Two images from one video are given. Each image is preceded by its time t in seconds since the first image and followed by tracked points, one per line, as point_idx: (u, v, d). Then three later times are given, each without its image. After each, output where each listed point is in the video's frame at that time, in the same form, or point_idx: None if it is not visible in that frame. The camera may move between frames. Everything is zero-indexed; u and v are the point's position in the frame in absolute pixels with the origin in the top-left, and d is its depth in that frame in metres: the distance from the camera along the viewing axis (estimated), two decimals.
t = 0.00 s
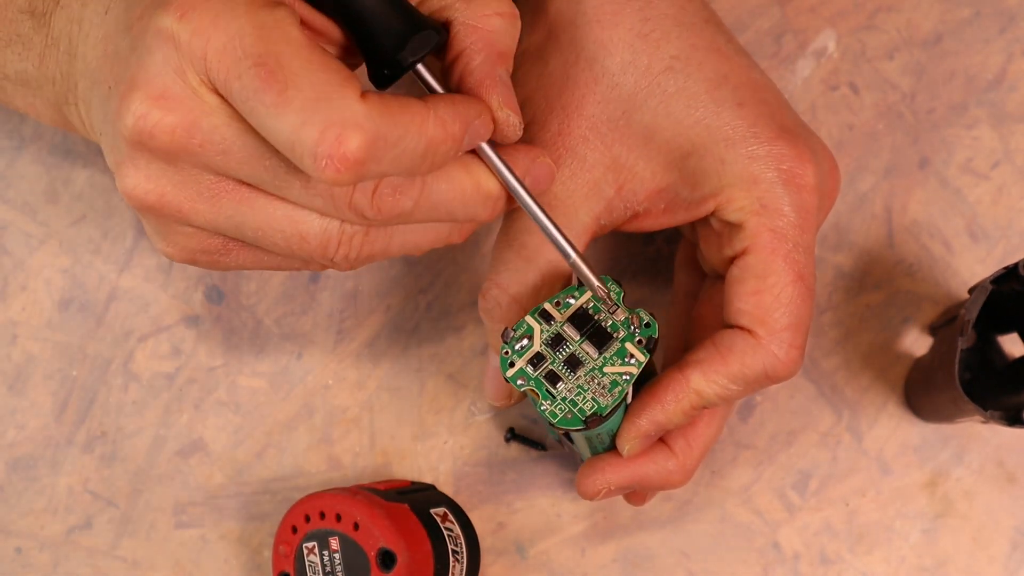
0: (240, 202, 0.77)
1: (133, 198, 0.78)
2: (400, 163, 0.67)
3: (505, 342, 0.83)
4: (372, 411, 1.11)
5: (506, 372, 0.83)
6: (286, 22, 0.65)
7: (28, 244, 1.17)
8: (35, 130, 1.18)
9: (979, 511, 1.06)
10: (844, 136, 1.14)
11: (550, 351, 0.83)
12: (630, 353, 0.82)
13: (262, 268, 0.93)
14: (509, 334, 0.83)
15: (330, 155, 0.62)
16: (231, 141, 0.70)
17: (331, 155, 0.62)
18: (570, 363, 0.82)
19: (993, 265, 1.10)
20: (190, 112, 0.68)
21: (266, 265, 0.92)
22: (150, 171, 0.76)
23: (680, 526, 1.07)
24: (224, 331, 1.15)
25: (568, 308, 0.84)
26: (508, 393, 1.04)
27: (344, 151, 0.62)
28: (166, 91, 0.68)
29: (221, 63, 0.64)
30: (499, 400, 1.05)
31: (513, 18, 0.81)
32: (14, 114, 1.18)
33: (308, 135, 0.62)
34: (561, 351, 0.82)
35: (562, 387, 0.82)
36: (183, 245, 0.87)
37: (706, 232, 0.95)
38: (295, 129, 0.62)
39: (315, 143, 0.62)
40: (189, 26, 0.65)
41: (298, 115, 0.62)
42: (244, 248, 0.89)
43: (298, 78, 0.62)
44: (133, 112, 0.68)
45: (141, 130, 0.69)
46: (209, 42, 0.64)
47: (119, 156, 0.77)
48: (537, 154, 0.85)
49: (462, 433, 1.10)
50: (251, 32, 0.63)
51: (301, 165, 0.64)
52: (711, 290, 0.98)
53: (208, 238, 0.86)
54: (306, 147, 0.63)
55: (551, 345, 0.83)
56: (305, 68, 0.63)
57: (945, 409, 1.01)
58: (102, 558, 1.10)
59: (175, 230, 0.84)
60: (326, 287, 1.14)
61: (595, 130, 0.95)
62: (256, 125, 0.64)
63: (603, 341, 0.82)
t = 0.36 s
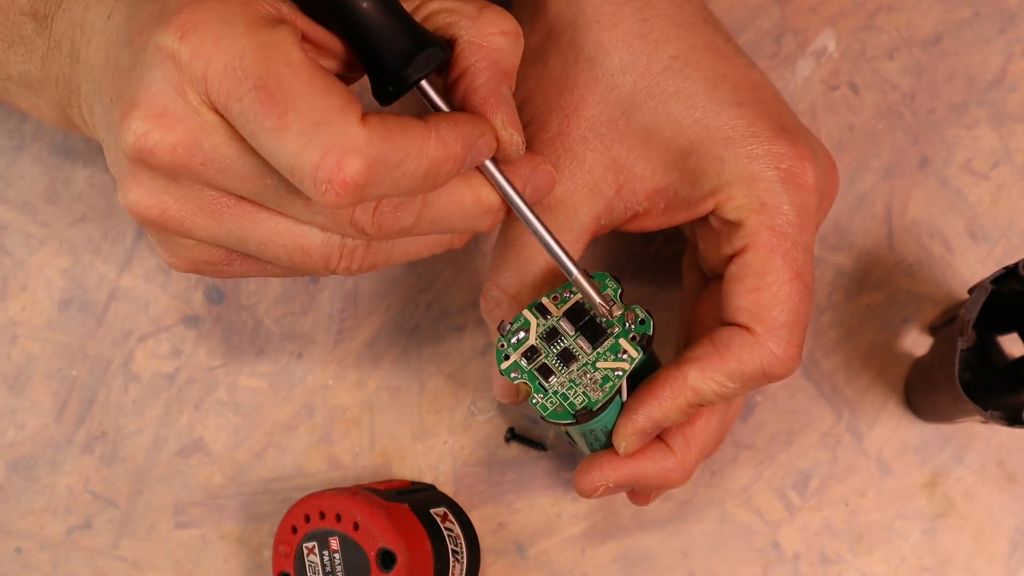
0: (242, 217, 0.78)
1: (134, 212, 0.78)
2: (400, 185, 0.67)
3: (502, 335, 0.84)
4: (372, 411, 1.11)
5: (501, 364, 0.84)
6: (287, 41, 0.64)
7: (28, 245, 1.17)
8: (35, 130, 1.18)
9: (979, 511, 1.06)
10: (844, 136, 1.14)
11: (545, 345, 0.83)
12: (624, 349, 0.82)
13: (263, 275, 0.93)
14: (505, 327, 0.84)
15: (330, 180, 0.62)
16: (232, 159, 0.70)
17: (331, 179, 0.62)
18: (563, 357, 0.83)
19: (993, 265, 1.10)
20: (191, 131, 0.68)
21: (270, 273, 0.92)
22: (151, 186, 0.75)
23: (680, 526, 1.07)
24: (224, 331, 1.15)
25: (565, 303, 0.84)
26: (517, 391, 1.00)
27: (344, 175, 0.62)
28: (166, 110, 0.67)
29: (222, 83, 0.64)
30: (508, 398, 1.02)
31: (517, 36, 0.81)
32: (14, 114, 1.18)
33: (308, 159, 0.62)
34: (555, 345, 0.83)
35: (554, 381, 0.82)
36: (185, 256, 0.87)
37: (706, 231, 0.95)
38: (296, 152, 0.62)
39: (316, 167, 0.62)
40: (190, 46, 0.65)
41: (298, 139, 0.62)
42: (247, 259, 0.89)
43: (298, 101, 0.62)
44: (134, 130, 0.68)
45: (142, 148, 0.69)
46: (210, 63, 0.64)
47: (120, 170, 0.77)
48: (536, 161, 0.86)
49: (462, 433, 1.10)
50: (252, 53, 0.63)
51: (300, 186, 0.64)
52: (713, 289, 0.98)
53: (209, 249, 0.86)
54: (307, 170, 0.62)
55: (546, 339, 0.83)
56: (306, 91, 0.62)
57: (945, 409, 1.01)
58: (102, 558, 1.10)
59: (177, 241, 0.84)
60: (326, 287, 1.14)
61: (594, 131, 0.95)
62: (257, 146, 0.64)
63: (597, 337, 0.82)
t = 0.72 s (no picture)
0: (244, 227, 0.78)
1: (137, 223, 0.78)
2: (406, 198, 0.67)
3: (499, 334, 0.84)
4: (372, 411, 1.12)
5: (497, 362, 0.84)
6: (288, 53, 0.65)
7: (28, 245, 1.17)
8: (35, 130, 1.18)
9: (979, 511, 1.06)
10: (844, 136, 1.14)
11: (542, 343, 0.83)
12: (620, 348, 0.82)
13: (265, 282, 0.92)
14: (502, 325, 0.84)
15: (333, 192, 0.62)
16: (235, 172, 0.70)
17: (335, 191, 0.62)
18: (560, 356, 0.83)
19: (993, 265, 1.10)
20: (192, 143, 0.68)
21: (273, 281, 0.92)
22: (153, 198, 0.76)
23: (680, 526, 1.07)
24: (224, 331, 1.15)
25: (563, 302, 0.84)
26: (517, 391, 1.00)
27: (348, 187, 0.62)
28: (167, 123, 0.67)
29: (224, 96, 0.64)
30: (508, 398, 1.02)
31: (520, 45, 0.82)
32: (15, 114, 1.18)
33: (312, 172, 0.62)
34: (552, 343, 0.83)
35: (550, 379, 0.82)
36: (188, 264, 0.87)
37: (703, 231, 0.95)
38: (299, 165, 0.62)
39: (321, 180, 0.62)
40: (190, 58, 0.65)
41: (301, 152, 0.62)
42: (249, 267, 0.89)
43: (301, 114, 0.63)
44: (135, 143, 0.68)
45: (143, 160, 0.69)
46: (212, 76, 0.64)
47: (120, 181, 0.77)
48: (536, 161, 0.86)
49: (462, 433, 1.10)
50: (254, 67, 0.63)
51: (305, 198, 0.64)
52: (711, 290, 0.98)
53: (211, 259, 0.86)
54: (311, 182, 0.63)
55: (543, 338, 0.83)
56: (309, 104, 0.63)
57: (945, 409, 1.01)
58: (102, 558, 1.11)
59: (180, 251, 0.85)
60: (326, 287, 1.14)
61: (592, 131, 0.95)
62: (259, 158, 0.65)
63: (594, 335, 0.83)
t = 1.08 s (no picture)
0: (219, 211, 0.79)
1: (112, 208, 0.78)
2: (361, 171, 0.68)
3: (507, 339, 0.84)
4: (372, 411, 1.11)
5: (507, 367, 0.84)
6: (254, 37, 0.64)
7: (28, 244, 1.17)
8: (35, 130, 1.18)
9: (979, 511, 1.06)
10: (844, 136, 1.14)
11: (551, 348, 0.83)
12: (630, 352, 0.82)
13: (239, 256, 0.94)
14: (511, 330, 0.84)
15: (295, 180, 0.61)
16: (205, 156, 0.70)
17: (296, 179, 0.61)
18: (570, 361, 0.82)
19: (993, 265, 1.10)
20: (162, 129, 0.68)
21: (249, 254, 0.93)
22: (127, 183, 0.76)
23: (680, 526, 1.07)
24: (223, 331, 1.15)
25: (571, 306, 0.84)
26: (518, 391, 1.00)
27: (310, 174, 0.61)
28: (138, 109, 0.67)
29: (190, 81, 0.64)
30: (511, 399, 1.02)
31: (477, 12, 0.80)
32: (14, 114, 1.18)
33: (270, 158, 0.62)
34: (561, 348, 0.83)
35: (560, 385, 0.82)
36: (167, 246, 0.88)
37: (708, 233, 0.95)
38: (259, 153, 0.62)
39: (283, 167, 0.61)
40: (158, 44, 0.64)
41: (263, 137, 0.62)
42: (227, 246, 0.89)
43: (259, 99, 0.62)
44: (107, 130, 0.68)
45: (115, 144, 0.69)
46: (178, 61, 0.64)
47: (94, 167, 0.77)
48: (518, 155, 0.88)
49: (462, 433, 1.10)
50: (218, 51, 0.63)
51: (267, 185, 0.63)
52: (713, 290, 0.98)
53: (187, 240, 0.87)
54: (269, 168, 0.62)
55: (552, 342, 0.83)
56: (264, 89, 0.62)
57: (945, 409, 1.01)
58: (102, 558, 1.11)
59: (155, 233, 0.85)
60: (326, 287, 1.14)
61: (594, 130, 0.94)
62: (222, 143, 0.64)
63: (603, 340, 0.82)
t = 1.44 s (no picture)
0: (216, 206, 0.79)
1: (111, 202, 0.78)
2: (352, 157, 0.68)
3: (511, 339, 0.84)
4: (372, 411, 1.11)
5: (510, 369, 0.84)
6: (250, 34, 0.64)
7: (28, 244, 1.17)
8: (35, 130, 1.18)
9: (979, 511, 1.06)
10: (844, 136, 1.14)
11: (555, 349, 0.83)
12: (634, 354, 0.82)
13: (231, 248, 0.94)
14: (515, 331, 0.83)
15: (292, 175, 0.61)
16: (204, 153, 0.71)
17: (293, 173, 0.61)
18: (574, 362, 0.83)
19: (993, 265, 1.10)
20: (160, 127, 0.68)
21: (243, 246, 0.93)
22: (126, 178, 0.76)
23: (680, 526, 1.07)
24: (223, 331, 1.15)
25: (575, 307, 0.84)
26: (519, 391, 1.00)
27: (307, 167, 0.61)
28: (136, 106, 0.67)
29: (186, 78, 0.64)
30: (511, 399, 1.02)
31: (466, 9, 0.79)
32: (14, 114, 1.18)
33: (268, 151, 0.61)
34: (565, 350, 0.83)
35: (565, 386, 0.82)
36: (164, 239, 0.88)
37: (709, 232, 0.95)
38: (257, 148, 0.62)
39: (280, 162, 0.61)
40: (155, 42, 0.64)
41: (258, 133, 0.61)
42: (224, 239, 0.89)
43: (253, 94, 0.62)
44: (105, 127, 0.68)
45: (113, 140, 0.69)
46: (175, 58, 0.64)
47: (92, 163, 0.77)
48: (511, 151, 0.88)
49: (462, 433, 1.10)
50: (214, 49, 0.63)
51: (263, 182, 0.63)
52: (714, 289, 0.98)
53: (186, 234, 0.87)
54: (266, 162, 0.62)
55: (556, 343, 0.83)
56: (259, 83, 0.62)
57: (945, 409, 1.01)
58: (102, 558, 1.10)
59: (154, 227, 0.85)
60: (326, 287, 1.14)
61: (596, 130, 0.94)
62: (219, 141, 0.64)
63: (607, 342, 0.82)
